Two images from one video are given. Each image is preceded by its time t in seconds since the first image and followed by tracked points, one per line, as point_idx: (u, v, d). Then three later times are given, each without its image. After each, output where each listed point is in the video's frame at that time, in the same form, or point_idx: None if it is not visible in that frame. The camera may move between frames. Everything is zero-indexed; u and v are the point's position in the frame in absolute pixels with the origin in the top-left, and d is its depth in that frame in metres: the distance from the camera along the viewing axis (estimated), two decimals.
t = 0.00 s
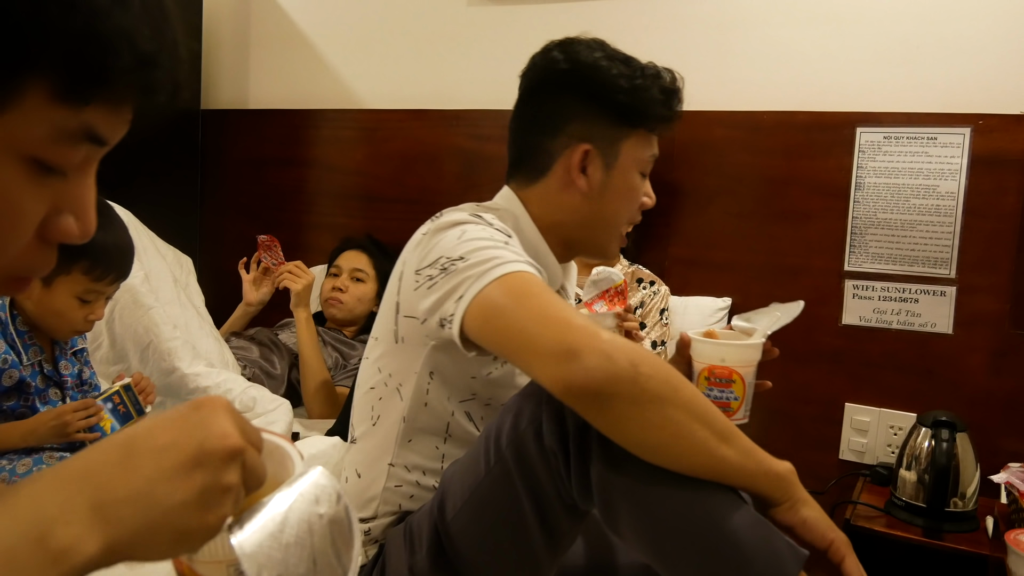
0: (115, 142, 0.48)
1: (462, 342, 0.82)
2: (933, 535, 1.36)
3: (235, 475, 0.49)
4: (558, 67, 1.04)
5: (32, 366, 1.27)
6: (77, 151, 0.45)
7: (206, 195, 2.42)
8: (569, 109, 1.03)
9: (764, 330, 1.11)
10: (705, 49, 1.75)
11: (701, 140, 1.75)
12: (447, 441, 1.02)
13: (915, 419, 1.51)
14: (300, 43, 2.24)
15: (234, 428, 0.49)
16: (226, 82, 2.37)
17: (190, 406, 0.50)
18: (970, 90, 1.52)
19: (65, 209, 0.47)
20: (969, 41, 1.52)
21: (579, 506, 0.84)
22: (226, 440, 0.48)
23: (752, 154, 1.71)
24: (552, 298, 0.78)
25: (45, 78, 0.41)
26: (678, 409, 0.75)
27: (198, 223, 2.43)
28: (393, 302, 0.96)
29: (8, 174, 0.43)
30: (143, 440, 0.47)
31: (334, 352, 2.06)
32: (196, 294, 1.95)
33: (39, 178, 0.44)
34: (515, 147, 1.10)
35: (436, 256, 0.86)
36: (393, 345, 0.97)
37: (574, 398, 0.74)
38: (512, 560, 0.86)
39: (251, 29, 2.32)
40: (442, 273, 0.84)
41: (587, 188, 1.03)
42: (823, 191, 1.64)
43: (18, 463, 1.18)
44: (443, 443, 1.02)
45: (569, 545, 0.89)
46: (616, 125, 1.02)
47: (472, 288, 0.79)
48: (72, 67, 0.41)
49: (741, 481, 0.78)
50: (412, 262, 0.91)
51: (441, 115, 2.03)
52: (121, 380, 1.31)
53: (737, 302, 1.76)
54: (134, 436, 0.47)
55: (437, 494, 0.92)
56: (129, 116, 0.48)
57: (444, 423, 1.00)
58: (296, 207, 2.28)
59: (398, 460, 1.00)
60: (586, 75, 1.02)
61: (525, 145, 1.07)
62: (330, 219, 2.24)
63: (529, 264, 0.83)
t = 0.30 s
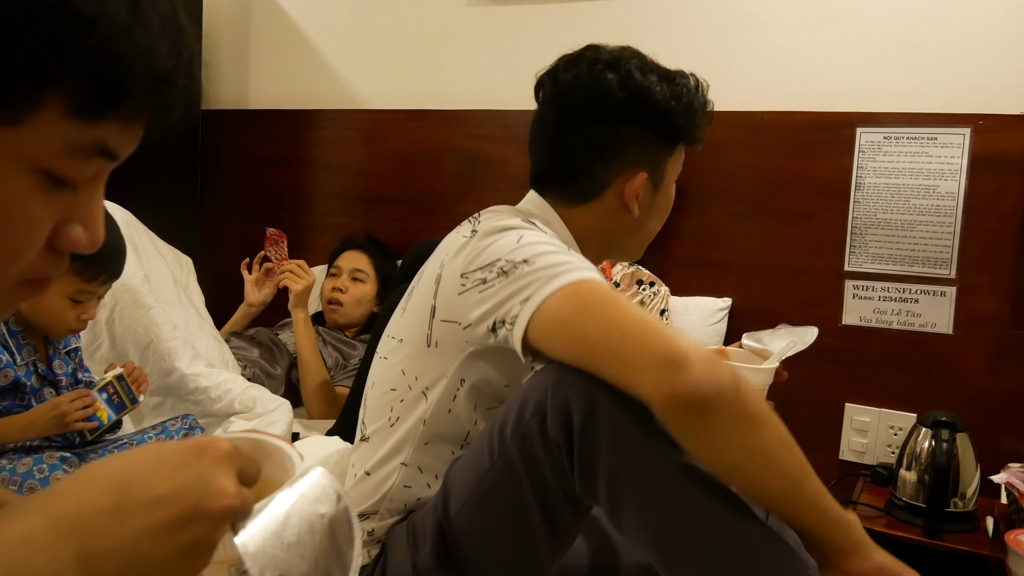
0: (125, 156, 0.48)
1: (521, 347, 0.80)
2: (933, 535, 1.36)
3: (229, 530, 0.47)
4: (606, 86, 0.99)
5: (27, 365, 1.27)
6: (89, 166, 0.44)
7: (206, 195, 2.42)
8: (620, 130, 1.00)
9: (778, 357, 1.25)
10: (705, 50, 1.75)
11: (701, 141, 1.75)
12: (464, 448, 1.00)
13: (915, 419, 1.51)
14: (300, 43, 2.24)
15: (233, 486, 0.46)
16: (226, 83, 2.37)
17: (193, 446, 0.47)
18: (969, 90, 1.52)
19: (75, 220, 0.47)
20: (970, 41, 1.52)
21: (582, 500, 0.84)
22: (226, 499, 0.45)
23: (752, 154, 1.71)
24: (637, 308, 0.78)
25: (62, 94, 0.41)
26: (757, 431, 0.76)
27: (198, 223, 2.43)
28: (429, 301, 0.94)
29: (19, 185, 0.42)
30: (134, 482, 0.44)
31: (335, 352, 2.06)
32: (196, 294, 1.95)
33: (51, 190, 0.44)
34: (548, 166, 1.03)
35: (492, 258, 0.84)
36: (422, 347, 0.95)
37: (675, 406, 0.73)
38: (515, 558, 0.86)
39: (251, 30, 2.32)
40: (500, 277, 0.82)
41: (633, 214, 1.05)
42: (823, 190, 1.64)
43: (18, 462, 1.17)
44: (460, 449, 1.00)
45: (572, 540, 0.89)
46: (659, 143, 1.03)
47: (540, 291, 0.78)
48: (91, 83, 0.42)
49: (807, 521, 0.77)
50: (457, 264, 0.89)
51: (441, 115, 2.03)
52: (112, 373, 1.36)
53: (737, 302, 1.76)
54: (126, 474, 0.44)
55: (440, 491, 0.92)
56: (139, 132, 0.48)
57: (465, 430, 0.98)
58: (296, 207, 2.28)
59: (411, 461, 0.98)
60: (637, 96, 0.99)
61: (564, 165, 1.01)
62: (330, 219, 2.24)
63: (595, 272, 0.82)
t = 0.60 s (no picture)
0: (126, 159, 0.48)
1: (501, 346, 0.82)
2: (933, 535, 1.36)
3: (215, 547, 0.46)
4: (610, 85, 0.99)
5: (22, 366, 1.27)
6: (89, 171, 0.45)
7: (206, 195, 2.42)
8: (618, 128, 1.00)
9: (754, 360, 1.24)
10: (705, 50, 1.75)
11: (701, 140, 1.75)
12: (460, 442, 1.01)
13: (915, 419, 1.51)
14: (300, 43, 2.24)
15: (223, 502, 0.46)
16: (227, 83, 2.36)
17: (181, 461, 0.46)
18: (970, 90, 1.52)
19: (74, 224, 0.47)
20: (970, 42, 1.51)
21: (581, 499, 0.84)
22: (215, 520, 0.45)
23: (752, 154, 1.71)
24: (615, 320, 0.78)
25: (64, 101, 0.41)
26: (738, 453, 0.75)
27: (198, 223, 2.43)
28: (416, 297, 0.94)
29: (18, 191, 0.42)
30: (119, 499, 0.42)
31: (335, 352, 2.06)
32: (196, 294, 1.95)
33: (50, 196, 0.44)
34: (544, 157, 1.03)
35: (479, 255, 0.86)
36: (410, 342, 0.96)
37: (634, 424, 0.73)
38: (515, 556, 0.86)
39: (251, 30, 2.32)
40: (485, 275, 0.84)
41: (624, 208, 1.05)
42: (823, 190, 1.64)
43: (18, 462, 1.17)
44: (456, 443, 1.01)
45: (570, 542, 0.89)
46: (654, 143, 1.04)
47: (520, 294, 0.79)
48: (93, 89, 0.41)
49: (797, 547, 0.76)
50: (444, 258, 0.90)
51: (441, 114, 2.03)
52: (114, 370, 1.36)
53: (737, 302, 1.76)
54: (112, 490, 0.43)
55: (439, 493, 0.92)
56: (142, 135, 0.48)
57: (459, 424, 0.99)
58: (296, 206, 2.28)
59: (409, 459, 0.98)
60: (638, 96, 1.00)
61: (560, 157, 1.01)
62: (330, 219, 2.24)
63: (579, 281, 0.84)
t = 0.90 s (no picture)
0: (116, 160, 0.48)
1: (492, 335, 0.83)
2: (933, 535, 1.36)
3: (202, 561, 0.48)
4: (586, 81, 1.00)
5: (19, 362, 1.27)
6: (78, 171, 0.45)
7: (206, 195, 2.42)
8: (593, 123, 1.02)
9: (726, 347, 1.24)
10: (705, 50, 1.75)
11: (701, 140, 1.75)
12: (450, 434, 1.00)
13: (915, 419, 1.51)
14: (300, 43, 2.24)
15: (213, 521, 0.47)
16: (227, 83, 2.37)
17: (174, 479, 0.47)
18: (970, 91, 1.52)
19: (65, 226, 0.47)
20: (970, 42, 1.52)
21: (590, 485, 0.85)
22: (205, 540, 0.46)
23: (751, 154, 1.71)
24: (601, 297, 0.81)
25: (49, 100, 0.41)
26: (732, 421, 0.76)
27: (198, 223, 2.43)
28: (399, 295, 0.95)
29: (7, 191, 0.42)
30: (111, 519, 0.43)
31: (335, 352, 2.06)
32: (196, 293, 1.95)
33: (39, 196, 0.44)
34: (520, 151, 1.02)
35: (459, 248, 0.87)
36: (396, 341, 0.96)
37: (628, 392, 0.75)
38: (521, 546, 0.87)
39: (251, 30, 2.32)
40: (469, 267, 0.85)
41: (591, 200, 1.07)
42: (822, 190, 1.64)
43: (18, 462, 1.16)
44: (447, 436, 1.00)
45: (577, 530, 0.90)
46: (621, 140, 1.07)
47: (506, 283, 0.81)
48: (80, 88, 0.42)
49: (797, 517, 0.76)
50: (424, 255, 0.91)
51: (441, 114, 2.03)
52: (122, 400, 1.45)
53: (737, 302, 1.76)
54: (103, 509, 0.44)
55: (446, 485, 0.91)
56: (133, 136, 0.48)
57: (449, 417, 0.98)
58: (297, 207, 2.28)
59: (402, 456, 0.97)
60: (612, 93, 1.02)
61: (536, 151, 1.01)
62: (330, 219, 2.24)
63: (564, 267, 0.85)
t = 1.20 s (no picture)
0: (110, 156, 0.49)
1: (507, 322, 0.83)
2: (933, 535, 1.36)
3: None
4: (558, 70, 1.05)
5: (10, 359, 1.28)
6: (70, 166, 0.45)
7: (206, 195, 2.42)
8: (567, 112, 1.07)
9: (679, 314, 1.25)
10: (705, 49, 1.75)
11: (701, 140, 1.75)
12: (459, 430, 1.00)
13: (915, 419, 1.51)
14: (300, 43, 2.24)
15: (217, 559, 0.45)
16: (226, 83, 2.37)
17: (181, 514, 0.45)
18: (970, 91, 1.52)
19: (58, 219, 0.49)
20: (970, 41, 1.51)
21: (603, 476, 0.86)
22: None
23: (751, 154, 1.71)
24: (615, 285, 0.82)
25: (39, 94, 0.41)
26: (741, 406, 0.77)
27: (198, 223, 2.43)
28: (407, 290, 0.94)
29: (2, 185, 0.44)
30: (112, 557, 0.42)
31: (334, 352, 2.06)
32: (196, 293, 1.95)
33: (31, 192, 0.45)
34: (502, 141, 1.03)
35: (473, 237, 0.86)
36: (405, 337, 0.95)
37: (642, 372, 0.76)
38: (532, 536, 0.87)
39: (251, 29, 2.32)
40: (483, 255, 0.85)
41: (563, 185, 1.12)
42: (822, 190, 1.64)
43: (18, 461, 1.17)
44: (455, 431, 0.99)
45: (590, 522, 0.90)
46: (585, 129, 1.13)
47: (523, 269, 0.81)
48: (71, 83, 0.42)
49: (799, 510, 0.75)
50: (434, 247, 0.91)
51: (440, 114, 2.03)
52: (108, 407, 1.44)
53: (737, 302, 1.76)
54: (105, 549, 0.42)
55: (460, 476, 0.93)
56: (126, 132, 0.48)
57: (458, 411, 0.98)
58: (297, 206, 2.28)
59: (410, 452, 0.97)
60: (580, 83, 1.08)
61: (518, 139, 1.03)
62: (330, 219, 2.24)
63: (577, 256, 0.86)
